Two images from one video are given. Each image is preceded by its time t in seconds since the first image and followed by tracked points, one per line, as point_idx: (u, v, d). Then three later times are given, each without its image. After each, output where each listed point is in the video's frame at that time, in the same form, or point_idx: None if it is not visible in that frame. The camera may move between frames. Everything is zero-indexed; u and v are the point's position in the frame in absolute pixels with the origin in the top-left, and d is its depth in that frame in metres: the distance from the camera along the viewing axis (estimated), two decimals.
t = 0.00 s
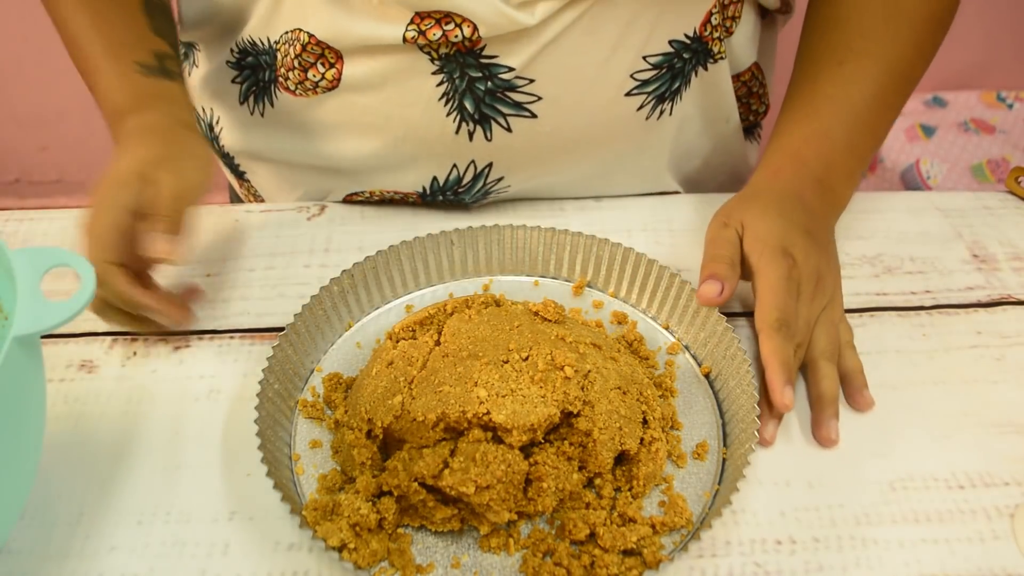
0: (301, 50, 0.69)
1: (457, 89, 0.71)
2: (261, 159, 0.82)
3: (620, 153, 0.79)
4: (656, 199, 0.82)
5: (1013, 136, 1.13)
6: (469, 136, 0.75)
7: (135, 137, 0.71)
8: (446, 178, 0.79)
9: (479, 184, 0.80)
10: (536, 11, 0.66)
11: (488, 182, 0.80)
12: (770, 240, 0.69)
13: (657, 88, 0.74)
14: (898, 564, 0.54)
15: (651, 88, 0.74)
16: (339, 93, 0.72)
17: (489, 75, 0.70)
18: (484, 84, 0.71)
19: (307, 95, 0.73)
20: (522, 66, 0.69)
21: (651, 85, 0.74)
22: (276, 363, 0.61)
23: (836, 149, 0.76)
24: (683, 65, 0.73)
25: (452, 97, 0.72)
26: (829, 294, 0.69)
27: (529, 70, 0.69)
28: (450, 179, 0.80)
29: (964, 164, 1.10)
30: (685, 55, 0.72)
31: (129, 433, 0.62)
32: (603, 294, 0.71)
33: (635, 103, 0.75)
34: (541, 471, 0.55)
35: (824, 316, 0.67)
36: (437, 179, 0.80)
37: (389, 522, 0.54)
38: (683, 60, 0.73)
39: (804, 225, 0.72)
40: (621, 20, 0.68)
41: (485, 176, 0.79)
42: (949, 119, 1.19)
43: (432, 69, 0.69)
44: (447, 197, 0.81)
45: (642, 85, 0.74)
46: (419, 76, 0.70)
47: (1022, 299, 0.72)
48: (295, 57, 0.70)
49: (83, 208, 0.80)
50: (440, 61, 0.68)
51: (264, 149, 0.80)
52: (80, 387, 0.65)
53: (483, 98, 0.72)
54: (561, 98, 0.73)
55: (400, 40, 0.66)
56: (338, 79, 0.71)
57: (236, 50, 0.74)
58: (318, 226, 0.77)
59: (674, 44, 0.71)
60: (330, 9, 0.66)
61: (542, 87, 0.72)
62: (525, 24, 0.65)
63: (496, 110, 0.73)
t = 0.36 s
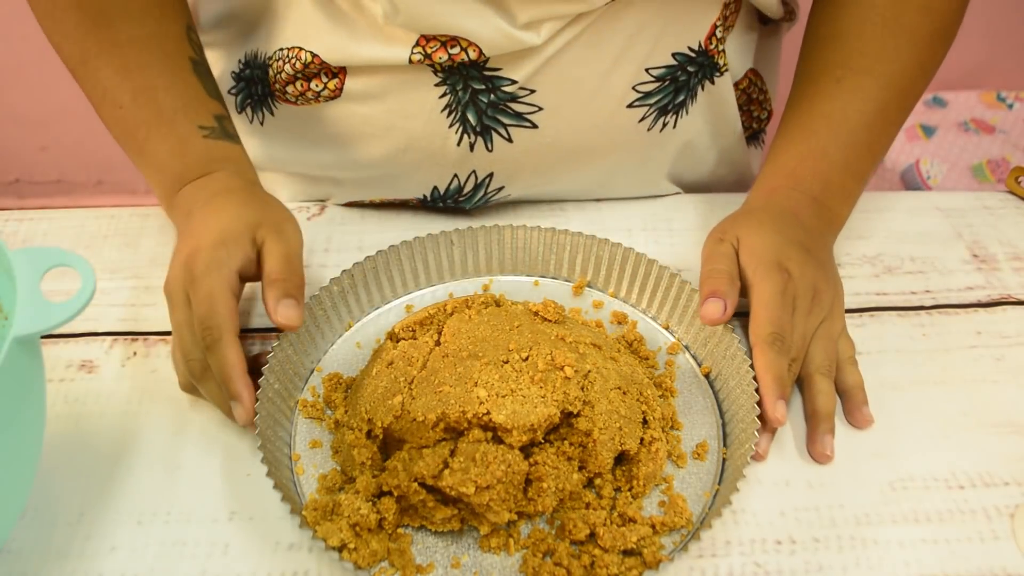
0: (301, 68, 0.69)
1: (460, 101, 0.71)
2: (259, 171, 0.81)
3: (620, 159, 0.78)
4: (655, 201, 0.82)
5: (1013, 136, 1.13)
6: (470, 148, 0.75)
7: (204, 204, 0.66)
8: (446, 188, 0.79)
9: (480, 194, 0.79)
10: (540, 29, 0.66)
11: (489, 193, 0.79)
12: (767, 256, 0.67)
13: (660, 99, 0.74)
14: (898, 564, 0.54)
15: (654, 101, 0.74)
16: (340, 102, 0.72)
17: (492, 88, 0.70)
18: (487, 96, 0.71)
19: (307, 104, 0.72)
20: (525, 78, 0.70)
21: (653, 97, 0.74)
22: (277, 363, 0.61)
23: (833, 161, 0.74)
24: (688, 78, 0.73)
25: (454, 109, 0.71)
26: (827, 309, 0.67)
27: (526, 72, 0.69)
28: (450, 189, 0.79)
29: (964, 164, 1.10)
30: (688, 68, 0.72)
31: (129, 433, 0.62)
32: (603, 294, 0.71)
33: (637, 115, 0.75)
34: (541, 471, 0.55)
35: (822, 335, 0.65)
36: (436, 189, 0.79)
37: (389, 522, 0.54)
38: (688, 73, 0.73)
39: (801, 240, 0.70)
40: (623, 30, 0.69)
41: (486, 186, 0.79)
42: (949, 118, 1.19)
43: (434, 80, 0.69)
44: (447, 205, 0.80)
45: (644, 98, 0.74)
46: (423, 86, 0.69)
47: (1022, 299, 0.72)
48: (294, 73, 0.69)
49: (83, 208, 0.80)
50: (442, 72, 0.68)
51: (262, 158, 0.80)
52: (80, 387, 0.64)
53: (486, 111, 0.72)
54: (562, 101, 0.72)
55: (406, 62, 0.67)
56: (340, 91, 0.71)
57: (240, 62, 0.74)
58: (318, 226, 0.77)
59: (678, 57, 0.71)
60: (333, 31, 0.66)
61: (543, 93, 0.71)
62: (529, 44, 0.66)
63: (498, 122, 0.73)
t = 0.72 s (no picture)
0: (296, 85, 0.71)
1: (451, 119, 0.72)
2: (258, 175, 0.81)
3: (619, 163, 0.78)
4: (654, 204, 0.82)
5: (1012, 136, 1.13)
6: (465, 164, 0.75)
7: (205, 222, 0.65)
8: (443, 198, 0.78)
9: (476, 205, 0.79)
10: (533, 49, 0.67)
11: (486, 204, 0.79)
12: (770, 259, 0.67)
13: (655, 111, 0.74)
14: (898, 565, 0.54)
15: (648, 112, 0.74)
16: (331, 123, 0.74)
17: (483, 105, 0.71)
18: (477, 114, 0.71)
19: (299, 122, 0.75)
20: (516, 96, 0.70)
21: (647, 109, 0.73)
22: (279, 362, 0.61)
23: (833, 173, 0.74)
24: (682, 88, 0.73)
25: (446, 128, 0.72)
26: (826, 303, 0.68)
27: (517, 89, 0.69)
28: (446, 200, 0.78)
29: (964, 164, 1.10)
30: (682, 76, 0.72)
31: (129, 433, 0.62)
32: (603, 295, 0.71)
33: (631, 127, 0.74)
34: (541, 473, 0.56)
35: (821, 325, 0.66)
36: (435, 199, 0.78)
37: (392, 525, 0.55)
38: (681, 83, 0.73)
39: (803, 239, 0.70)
40: (614, 42, 0.69)
41: (481, 197, 0.79)
42: (949, 118, 1.19)
43: (425, 98, 0.70)
44: (443, 215, 0.79)
45: (637, 110, 0.73)
46: (414, 105, 0.71)
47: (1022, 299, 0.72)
48: (288, 91, 0.72)
49: (83, 207, 0.80)
50: (433, 91, 0.70)
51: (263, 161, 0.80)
52: (80, 387, 0.64)
53: (478, 128, 0.72)
54: (554, 109, 0.72)
55: (400, 83, 0.69)
56: (334, 109, 0.73)
57: (242, 77, 0.75)
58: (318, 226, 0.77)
59: (669, 67, 0.71)
60: (332, 52, 0.68)
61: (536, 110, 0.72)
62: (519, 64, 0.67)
63: (492, 138, 0.73)
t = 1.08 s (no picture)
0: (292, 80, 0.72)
1: (449, 111, 0.72)
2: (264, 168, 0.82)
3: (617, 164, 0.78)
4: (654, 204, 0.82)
5: (1013, 136, 1.13)
6: (462, 157, 0.75)
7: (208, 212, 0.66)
8: (442, 194, 0.79)
9: (475, 201, 0.80)
10: (528, 40, 0.67)
11: (485, 200, 0.80)
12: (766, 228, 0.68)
13: (651, 103, 0.74)
14: (898, 565, 0.54)
15: (644, 105, 0.74)
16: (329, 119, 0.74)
17: (480, 98, 0.70)
18: (475, 106, 0.71)
19: (297, 119, 0.75)
20: (514, 87, 0.70)
21: (644, 102, 0.74)
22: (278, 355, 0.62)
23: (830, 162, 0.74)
24: (678, 82, 0.74)
25: (443, 120, 0.72)
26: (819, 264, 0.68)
27: (515, 81, 0.69)
28: (446, 197, 0.79)
29: (964, 164, 1.10)
30: (679, 71, 0.72)
31: (130, 434, 0.62)
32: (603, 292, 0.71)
33: (628, 119, 0.74)
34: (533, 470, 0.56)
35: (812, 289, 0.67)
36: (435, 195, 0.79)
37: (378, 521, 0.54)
38: (677, 77, 0.73)
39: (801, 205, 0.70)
40: (612, 36, 0.69)
41: (481, 192, 0.79)
42: (949, 118, 1.19)
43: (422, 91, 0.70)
44: (443, 212, 0.80)
45: (634, 102, 0.73)
46: (411, 97, 0.71)
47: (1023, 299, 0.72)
48: (285, 86, 0.72)
49: (84, 207, 0.80)
50: (430, 83, 0.69)
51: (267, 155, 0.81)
52: (80, 387, 0.64)
53: (475, 120, 0.72)
54: (550, 101, 0.72)
55: (396, 75, 0.69)
56: (331, 104, 0.73)
57: (244, 76, 0.76)
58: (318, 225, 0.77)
59: (667, 61, 0.71)
60: (327, 44, 0.68)
61: (533, 102, 0.72)
62: (515, 55, 0.67)
63: (489, 130, 0.73)
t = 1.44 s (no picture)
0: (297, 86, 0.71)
1: (450, 115, 0.72)
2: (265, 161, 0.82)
3: (617, 164, 0.78)
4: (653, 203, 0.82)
5: (1013, 136, 1.13)
6: (465, 158, 0.76)
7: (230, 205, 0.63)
8: (443, 194, 0.79)
9: (476, 202, 0.80)
10: (533, 44, 0.67)
11: (486, 200, 0.80)
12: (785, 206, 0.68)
13: (654, 104, 0.74)
14: (897, 565, 0.54)
15: (648, 106, 0.74)
16: (330, 118, 0.74)
17: (482, 101, 0.71)
18: (476, 110, 0.71)
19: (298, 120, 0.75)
20: (515, 91, 0.70)
21: (647, 103, 0.74)
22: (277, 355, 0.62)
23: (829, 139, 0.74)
24: (681, 81, 0.74)
25: (445, 123, 0.72)
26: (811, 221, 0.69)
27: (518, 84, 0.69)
28: (447, 198, 0.79)
29: (964, 164, 1.10)
30: (682, 71, 0.73)
31: (131, 434, 0.62)
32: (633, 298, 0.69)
33: (631, 121, 0.75)
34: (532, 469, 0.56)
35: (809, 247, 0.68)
36: (435, 195, 0.79)
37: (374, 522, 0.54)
38: (680, 76, 0.73)
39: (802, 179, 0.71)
40: (614, 40, 0.69)
41: (481, 194, 0.79)
42: (949, 118, 1.19)
43: (424, 94, 0.70)
44: (443, 212, 0.80)
45: (637, 104, 0.74)
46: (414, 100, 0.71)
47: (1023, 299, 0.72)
48: (288, 90, 0.72)
49: (84, 207, 0.80)
50: (433, 87, 0.70)
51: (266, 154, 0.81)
52: (80, 387, 0.64)
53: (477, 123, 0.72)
54: (551, 104, 0.72)
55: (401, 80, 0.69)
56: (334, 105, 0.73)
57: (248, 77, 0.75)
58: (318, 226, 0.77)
59: (669, 62, 0.72)
60: (333, 52, 0.69)
61: (536, 106, 0.72)
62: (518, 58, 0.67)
63: (492, 133, 0.73)
